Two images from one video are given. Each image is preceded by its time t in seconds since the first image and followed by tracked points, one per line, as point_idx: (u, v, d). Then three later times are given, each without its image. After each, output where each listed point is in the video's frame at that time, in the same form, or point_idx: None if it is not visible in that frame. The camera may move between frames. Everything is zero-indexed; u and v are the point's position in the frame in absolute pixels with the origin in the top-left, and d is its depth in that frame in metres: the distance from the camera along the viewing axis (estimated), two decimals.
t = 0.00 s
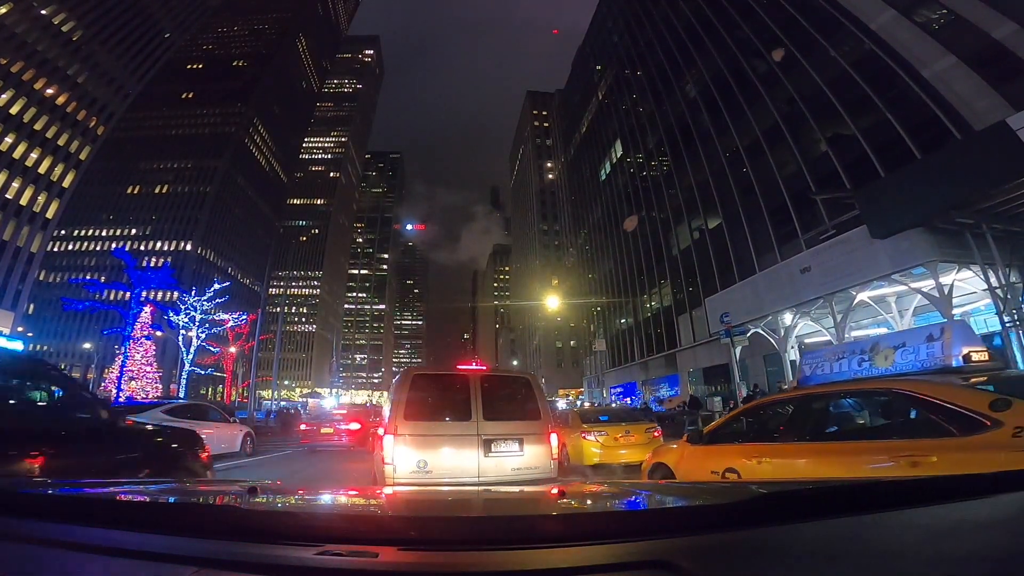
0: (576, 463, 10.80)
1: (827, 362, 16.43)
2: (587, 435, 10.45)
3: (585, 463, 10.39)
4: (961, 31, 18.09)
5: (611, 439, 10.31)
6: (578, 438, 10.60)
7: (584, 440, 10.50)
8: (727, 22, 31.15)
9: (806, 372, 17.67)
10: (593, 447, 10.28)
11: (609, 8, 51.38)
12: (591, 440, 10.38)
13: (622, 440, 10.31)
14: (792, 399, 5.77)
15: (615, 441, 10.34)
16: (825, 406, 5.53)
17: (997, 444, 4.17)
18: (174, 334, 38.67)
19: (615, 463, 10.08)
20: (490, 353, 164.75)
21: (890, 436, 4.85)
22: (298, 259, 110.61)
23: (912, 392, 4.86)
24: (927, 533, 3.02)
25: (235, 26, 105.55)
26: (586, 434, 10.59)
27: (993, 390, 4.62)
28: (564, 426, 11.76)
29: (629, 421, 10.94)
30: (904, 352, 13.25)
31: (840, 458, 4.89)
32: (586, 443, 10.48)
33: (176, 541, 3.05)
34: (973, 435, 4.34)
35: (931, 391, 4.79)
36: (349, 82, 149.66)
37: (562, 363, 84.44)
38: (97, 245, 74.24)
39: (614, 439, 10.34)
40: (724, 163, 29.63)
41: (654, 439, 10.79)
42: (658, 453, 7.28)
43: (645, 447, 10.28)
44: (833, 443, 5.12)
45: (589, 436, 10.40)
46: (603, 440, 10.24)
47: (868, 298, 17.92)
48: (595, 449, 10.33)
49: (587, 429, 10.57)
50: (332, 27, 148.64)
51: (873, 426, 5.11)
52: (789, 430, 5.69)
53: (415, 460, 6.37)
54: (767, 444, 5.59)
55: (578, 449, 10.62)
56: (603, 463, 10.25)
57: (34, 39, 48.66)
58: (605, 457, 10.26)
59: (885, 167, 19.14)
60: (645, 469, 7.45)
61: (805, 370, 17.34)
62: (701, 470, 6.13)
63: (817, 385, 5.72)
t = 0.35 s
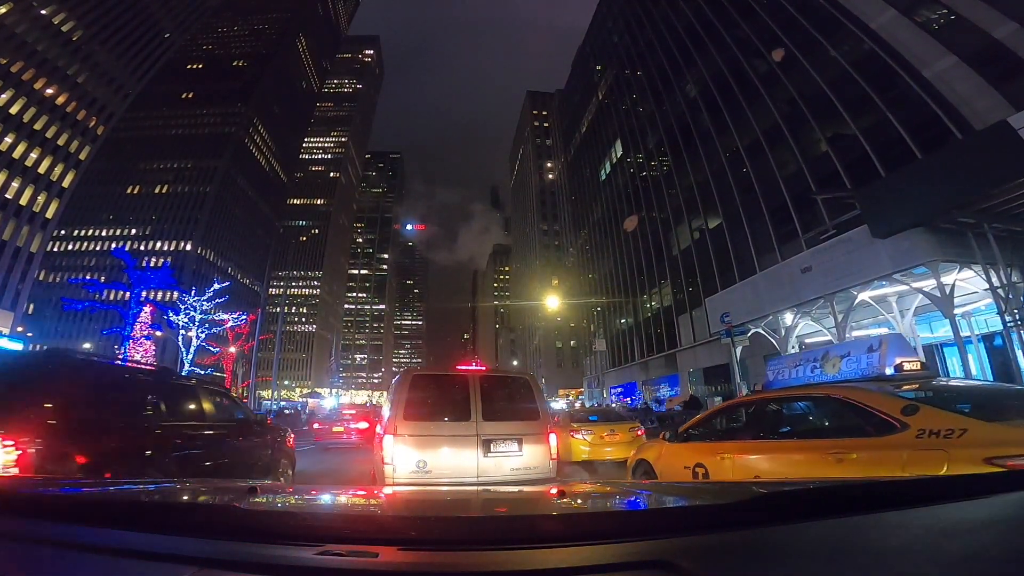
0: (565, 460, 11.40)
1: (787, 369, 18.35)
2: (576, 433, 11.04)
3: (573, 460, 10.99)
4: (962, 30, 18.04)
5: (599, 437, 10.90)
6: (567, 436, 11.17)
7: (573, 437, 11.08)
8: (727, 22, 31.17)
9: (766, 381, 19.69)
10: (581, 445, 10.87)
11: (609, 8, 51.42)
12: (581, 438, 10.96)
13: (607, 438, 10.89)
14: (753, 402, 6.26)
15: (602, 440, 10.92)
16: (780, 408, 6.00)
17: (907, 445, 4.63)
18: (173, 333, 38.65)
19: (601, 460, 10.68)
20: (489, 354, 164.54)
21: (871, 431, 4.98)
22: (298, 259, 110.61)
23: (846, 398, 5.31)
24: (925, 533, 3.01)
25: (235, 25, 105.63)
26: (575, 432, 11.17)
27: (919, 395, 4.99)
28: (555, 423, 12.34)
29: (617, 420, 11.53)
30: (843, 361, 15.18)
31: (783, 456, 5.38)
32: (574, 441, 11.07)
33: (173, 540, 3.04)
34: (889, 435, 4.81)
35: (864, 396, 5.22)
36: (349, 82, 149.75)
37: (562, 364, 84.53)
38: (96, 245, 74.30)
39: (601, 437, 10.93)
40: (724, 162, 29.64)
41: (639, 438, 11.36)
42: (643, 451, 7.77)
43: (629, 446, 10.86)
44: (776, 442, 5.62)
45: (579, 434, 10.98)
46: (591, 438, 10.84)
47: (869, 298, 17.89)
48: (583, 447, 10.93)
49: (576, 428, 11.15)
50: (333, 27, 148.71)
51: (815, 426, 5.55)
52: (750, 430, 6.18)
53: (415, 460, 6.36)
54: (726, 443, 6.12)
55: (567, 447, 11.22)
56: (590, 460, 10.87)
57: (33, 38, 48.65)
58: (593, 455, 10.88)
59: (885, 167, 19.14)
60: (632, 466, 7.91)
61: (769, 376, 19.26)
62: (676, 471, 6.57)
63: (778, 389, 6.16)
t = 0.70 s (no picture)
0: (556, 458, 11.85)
1: (756, 373, 18.90)
2: (566, 432, 11.48)
3: (563, 458, 11.43)
4: (964, 29, 18.03)
5: (588, 435, 11.35)
6: (559, 435, 11.60)
7: (564, 437, 11.52)
8: (728, 21, 31.13)
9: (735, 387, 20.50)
10: (572, 443, 11.32)
11: (609, 8, 51.40)
12: (571, 437, 11.40)
13: (597, 436, 11.35)
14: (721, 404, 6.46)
15: (591, 438, 11.37)
16: (743, 410, 6.10)
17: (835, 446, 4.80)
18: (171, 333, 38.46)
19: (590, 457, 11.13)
20: (489, 354, 164.40)
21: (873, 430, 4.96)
22: (298, 259, 110.49)
23: (795, 402, 5.49)
24: (923, 532, 3.00)
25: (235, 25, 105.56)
26: (565, 431, 11.60)
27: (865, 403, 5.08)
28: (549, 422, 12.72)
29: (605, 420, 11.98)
30: (798, 365, 16.00)
31: (736, 456, 5.62)
32: (565, 440, 11.51)
33: (172, 541, 3.02)
34: (823, 436, 4.99)
35: (814, 402, 5.33)
36: (349, 82, 149.69)
37: (562, 364, 84.57)
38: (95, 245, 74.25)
39: (591, 435, 11.38)
40: (724, 162, 29.61)
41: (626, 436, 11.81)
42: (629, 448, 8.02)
43: (617, 443, 11.32)
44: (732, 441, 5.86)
45: (569, 434, 11.42)
46: (581, 437, 11.27)
47: (872, 298, 17.85)
48: (573, 445, 11.38)
49: (566, 428, 11.59)
50: (333, 27, 148.66)
51: (769, 427, 5.70)
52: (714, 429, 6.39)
53: (413, 460, 6.36)
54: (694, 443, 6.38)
55: (558, 445, 11.67)
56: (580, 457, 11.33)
57: (32, 37, 48.53)
58: (583, 453, 11.32)
59: (886, 166, 19.12)
60: (618, 466, 8.18)
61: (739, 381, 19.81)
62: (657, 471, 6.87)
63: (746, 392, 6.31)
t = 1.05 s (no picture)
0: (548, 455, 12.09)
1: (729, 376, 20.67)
2: (559, 431, 11.71)
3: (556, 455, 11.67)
4: (967, 27, 17.98)
5: (580, 433, 11.61)
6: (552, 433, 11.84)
7: (557, 435, 11.75)
8: (729, 20, 31.11)
9: (713, 385, 22.35)
10: (565, 441, 11.54)
11: (609, 7, 51.39)
12: (564, 435, 11.63)
13: (587, 435, 11.59)
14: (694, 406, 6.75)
15: (583, 436, 11.62)
16: (716, 411, 6.37)
17: (782, 442, 5.14)
18: (171, 333, 38.37)
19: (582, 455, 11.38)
20: (489, 353, 164.33)
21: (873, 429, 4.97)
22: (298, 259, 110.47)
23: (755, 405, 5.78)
24: (920, 533, 3.00)
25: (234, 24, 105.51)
26: (558, 429, 11.84)
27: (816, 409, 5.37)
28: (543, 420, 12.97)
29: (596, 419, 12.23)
30: (762, 373, 17.55)
31: (703, 454, 5.87)
32: (558, 438, 11.75)
33: (171, 541, 3.00)
34: (773, 436, 5.28)
35: (769, 405, 5.67)
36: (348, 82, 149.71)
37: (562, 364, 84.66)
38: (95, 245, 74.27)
39: (583, 433, 11.64)
40: (726, 161, 29.60)
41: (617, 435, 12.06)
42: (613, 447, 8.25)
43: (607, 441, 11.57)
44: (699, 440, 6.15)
45: (562, 432, 11.65)
46: (573, 435, 11.52)
47: (875, 297, 17.83)
48: (566, 443, 11.61)
49: (559, 426, 11.82)
50: (333, 27, 148.62)
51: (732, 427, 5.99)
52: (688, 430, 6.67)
53: (411, 460, 6.34)
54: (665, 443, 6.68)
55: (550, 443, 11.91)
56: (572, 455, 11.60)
57: (30, 36, 48.45)
58: (575, 451, 11.57)
59: (889, 165, 19.10)
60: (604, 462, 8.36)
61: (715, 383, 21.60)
62: (639, 466, 7.10)
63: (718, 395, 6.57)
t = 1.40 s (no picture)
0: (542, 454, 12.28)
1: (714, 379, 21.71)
2: (553, 431, 11.90)
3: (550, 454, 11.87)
4: (970, 26, 17.95)
5: (573, 433, 11.83)
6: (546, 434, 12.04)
7: (551, 436, 11.94)
8: (730, 18, 31.08)
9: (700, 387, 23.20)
10: (559, 441, 11.74)
11: (609, 6, 51.37)
12: (557, 435, 11.83)
13: (580, 434, 11.83)
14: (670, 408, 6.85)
15: (577, 435, 11.84)
16: (688, 413, 6.48)
17: (736, 440, 5.25)
18: (170, 332, 38.24)
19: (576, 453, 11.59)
20: (489, 353, 164.29)
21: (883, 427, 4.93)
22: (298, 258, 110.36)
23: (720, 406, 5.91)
24: (924, 532, 2.97)
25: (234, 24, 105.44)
26: (551, 429, 12.04)
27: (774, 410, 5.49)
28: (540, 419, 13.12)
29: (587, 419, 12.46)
30: (733, 378, 18.72)
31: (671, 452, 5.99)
32: (552, 439, 11.94)
33: (172, 542, 2.96)
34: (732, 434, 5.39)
35: (733, 405, 5.77)
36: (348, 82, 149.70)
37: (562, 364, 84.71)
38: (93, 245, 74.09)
39: (576, 432, 11.87)
40: (727, 160, 29.60)
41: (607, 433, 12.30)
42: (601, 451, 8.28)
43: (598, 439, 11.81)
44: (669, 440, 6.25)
45: (555, 432, 11.83)
46: (566, 435, 11.73)
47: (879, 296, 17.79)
48: (560, 443, 11.80)
49: (552, 426, 12.04)
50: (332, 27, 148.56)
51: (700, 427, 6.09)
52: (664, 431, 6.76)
53: (409, 460, 6.30)
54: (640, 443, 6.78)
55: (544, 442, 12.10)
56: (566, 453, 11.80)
57: (29, 34, 48.32)
58: (569, 449, 11.79)
59: (892, 164, 19.06)
60: (597, 463, 8.38)
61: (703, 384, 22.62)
62: (620, 460, 7.24)
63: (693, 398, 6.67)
